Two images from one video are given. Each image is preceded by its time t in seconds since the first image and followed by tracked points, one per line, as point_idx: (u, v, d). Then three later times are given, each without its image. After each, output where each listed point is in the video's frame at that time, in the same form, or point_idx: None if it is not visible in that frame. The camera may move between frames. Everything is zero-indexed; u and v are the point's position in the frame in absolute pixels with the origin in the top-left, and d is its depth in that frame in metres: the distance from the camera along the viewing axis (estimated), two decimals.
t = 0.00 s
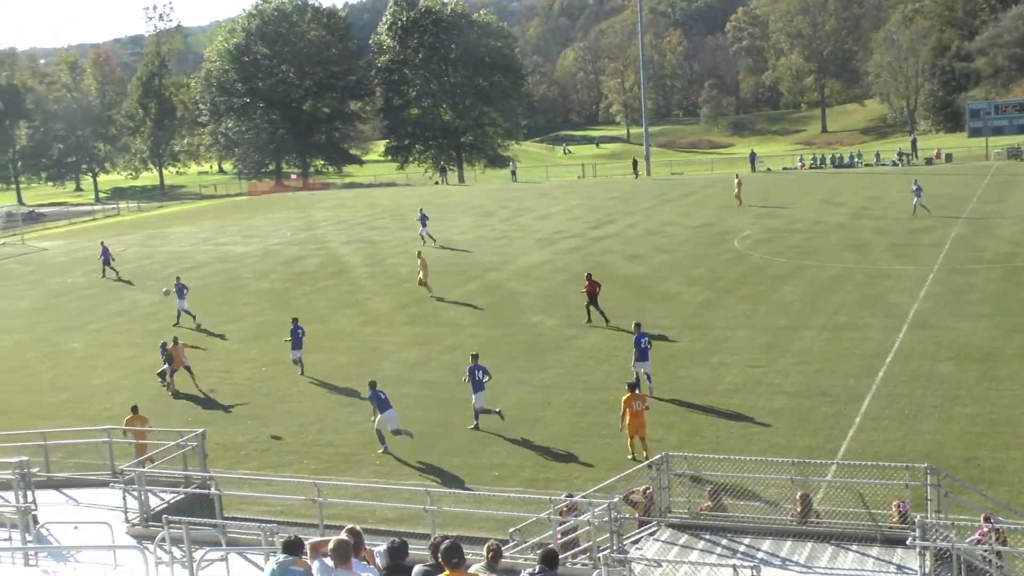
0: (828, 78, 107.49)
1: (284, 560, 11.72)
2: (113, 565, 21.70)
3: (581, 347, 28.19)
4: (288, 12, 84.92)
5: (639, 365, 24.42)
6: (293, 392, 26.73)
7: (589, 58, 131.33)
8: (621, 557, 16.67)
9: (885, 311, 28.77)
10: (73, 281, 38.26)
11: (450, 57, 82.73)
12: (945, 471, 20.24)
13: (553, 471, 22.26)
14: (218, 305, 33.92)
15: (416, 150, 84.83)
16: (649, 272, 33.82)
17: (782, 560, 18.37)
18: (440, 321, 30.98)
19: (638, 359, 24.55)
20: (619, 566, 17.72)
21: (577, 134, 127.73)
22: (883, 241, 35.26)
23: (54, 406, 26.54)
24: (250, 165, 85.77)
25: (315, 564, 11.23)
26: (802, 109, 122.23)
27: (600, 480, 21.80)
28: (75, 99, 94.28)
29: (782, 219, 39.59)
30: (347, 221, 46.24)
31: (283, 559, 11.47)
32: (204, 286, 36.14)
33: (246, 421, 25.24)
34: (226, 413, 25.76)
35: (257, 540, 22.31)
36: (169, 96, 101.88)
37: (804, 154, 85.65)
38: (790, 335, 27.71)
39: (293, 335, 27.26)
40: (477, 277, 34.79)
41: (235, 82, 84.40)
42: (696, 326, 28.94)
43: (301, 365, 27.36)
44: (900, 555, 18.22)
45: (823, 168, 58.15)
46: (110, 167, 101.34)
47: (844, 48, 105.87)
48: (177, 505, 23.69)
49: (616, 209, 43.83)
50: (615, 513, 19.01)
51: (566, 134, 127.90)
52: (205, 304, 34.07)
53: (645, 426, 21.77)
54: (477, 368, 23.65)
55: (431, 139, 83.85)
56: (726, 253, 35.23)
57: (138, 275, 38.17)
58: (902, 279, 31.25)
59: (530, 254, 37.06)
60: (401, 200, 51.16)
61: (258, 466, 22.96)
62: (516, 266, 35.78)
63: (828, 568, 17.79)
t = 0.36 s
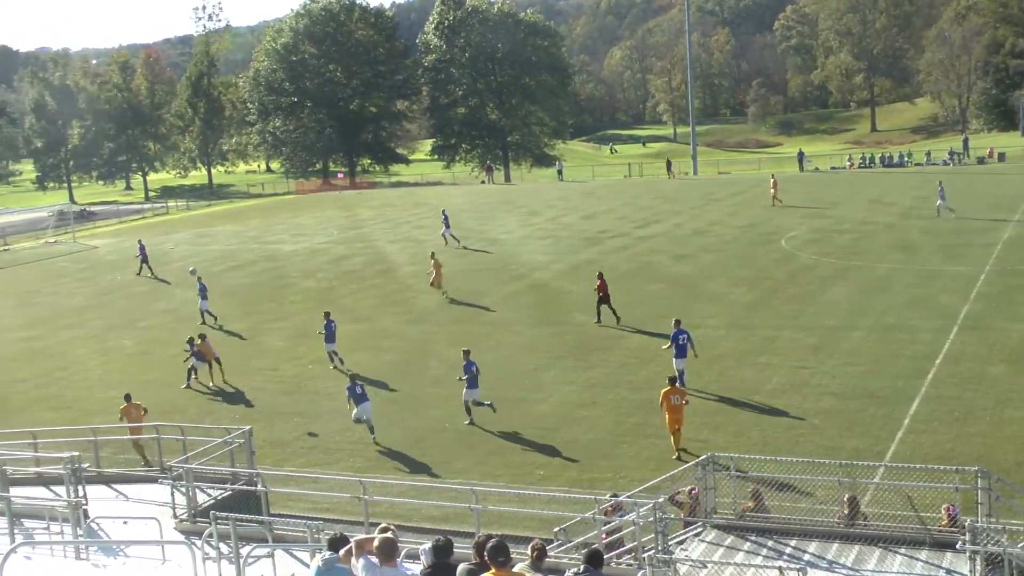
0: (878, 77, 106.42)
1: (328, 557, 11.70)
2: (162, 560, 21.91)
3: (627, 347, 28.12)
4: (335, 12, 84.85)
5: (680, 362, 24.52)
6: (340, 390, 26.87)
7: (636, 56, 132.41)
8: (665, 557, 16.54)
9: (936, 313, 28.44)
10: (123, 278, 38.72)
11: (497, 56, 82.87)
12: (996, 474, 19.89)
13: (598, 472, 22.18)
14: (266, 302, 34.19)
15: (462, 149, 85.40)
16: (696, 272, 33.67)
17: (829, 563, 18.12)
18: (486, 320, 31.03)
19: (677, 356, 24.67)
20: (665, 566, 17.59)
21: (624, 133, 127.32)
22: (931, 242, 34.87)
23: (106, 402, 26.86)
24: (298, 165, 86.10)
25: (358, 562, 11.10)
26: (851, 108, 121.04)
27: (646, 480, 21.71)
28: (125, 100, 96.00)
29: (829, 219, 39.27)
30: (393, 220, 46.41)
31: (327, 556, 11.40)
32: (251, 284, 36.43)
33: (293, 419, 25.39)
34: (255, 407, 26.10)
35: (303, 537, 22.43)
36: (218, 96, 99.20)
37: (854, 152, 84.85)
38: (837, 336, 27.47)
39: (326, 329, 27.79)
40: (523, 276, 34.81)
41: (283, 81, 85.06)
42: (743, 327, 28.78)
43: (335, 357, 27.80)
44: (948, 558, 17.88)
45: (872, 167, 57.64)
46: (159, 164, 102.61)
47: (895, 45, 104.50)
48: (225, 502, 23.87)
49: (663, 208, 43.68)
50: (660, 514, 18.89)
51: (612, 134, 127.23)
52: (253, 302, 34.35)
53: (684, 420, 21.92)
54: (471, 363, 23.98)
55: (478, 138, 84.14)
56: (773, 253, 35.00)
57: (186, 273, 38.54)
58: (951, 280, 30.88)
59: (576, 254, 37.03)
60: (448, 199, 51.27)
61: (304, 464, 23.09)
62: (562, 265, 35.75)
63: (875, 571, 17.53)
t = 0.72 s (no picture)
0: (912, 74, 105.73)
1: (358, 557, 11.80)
2: (194, 559, 22.03)
3: (658, 346, 28.05)
4: (367, 11, 84.92)
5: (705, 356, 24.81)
6: (372, 388, 26.91)
7: (667, 55, 131.11)
8: (696, 557, 16.48)
9: (970, 312, 28.25)
10: (156, 276, 38.94)
11: (529, 54, 83.14)
12: None
13: (629, 470, 22.17)
14: (298, 301, 34.31)
15: (494, 149, 85.61)
16: (727, 271, 33.59)
17: (861, 563, 17.97)
18: (517, 318, 31.06)
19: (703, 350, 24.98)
20: (697, 566, 17.53)
21: (655, 131, 127.08)
22: (965, 242, 34.61)
23: (140, 399, 27.01)
24: (330, 163, 86.48)
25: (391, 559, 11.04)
26: (885, 107, 120.23)
27: (676, 479, 21.65)
28: (160, 99, 97.39)
29: (862, 218, 39.08)
30: (424, 219, 46.45)
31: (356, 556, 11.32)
32: (283, 283, 36.56)
33: (324, 417, 25.50)
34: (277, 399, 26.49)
35: (334, 535, 22.48)
36: (251, 95, 98.08)
37: (888, 150, 84.32)
38: (870, 335, 27.35)
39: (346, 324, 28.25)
40: (554, 275, 34.77)
41: (316, 80, 85.19)
42: (776, 326, 28.66)
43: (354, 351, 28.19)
44: (983, 560, 17.65)
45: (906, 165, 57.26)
46: (194, 164, 103.18)
47: (931, 43, 103.46)
48: (256, 500, 23.95)
49: (694, 207, 43.60)
50: (692, 513, 18.82)
51: (643, 133, 126.93)
52: (285, 300, 34.46)
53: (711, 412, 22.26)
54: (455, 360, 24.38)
55: (509, 137, 83.88)
56: (805, 252, 34.85)
57: (218, 272, 38.71)
58: (986, 279, 30.64)
59: (607, 253, 36.96)
60: (480, 198, 51.27)
61: (336, 462, 23.18)
62: (593, 265, 35.68)
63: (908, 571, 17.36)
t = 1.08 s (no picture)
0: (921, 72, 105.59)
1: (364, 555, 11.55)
2: (202, 557, 22.01)
3: (666, 345, 28.00)
4: (376, 9, 84.14)
5: (712, 349, 25.13)
6: (380, 387, 26.89)
7: (677, 54, 131.81)
8: (704, 555, 16.45)
9: (978, 311, 28.20)
10: (163, 275, 38.93)
11: (537, 53, 82.91)
12: None
13: (637, 469, 22.17)
14: (306, 299, 34.32)
15: (502, 147, 86.24)
16: (735, 270, 33.57)
17: (869, 562, 17.93)
18: (525, 317, 31.04)
19: (709, 343, 25.30)
20: (705, 565, 17.52)
21: (664, 130, 127.09)
22: (973, 241, 34.56)
23: (148, 398, 27.03)
24: (338, 162, 86.86)
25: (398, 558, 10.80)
26: (893, 105, 120.03)
27: (684, 478, 21.63)
28: (170, 97, 96.56)
29: (870, 217, 39.02)
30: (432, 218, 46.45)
31: (365, 554, 11.29)
32: (290, 282, 36.58)
33: (332, 416, 25.48)
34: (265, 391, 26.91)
35: (341, 534, 22.47)
36: (260, 94, 98.77)
37: (898, 150, 84.25)
38: (878, 335, 27.31)
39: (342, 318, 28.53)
40: (561, 273, 34.75)
41: (324, 79, 84.87)
42: (784, 325, 28.64)
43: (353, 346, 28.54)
44: (992, 560, 17.60)
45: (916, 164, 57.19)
46: (201, 162, 103.91)
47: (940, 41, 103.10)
48: (264, 498, 23.95)
49: (702, 206, 43.57)
50: (700, 512, 18.79)
51: (651, 132, 126.88)
52: (293, 299, 34.46)
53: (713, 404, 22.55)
54: (418, 353, 24.91)
55: (518, 135, 84.62)
56: (813, 251, 34.81)
57: (225, 271, 38.71)
58: (994, 279, 30.58)
59: (615, 252, 36.92)
60: (488, 197, 51.24)
61: (344, 461, 23.18)
62: (601, 264, 35.65)
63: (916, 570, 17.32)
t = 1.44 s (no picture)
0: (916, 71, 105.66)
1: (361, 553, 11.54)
2: (197, 556, 22.00)
3: (661, 344, 28.01)
4: (370, 8, 84.18)
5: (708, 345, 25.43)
6: (374, 386, 26.90)
7: (672, 52, 132.37)
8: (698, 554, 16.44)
9: (973, 310, 28.20)
10: (159, 274, 38.94)
11: (532, 51, 83.11)
12: None
13: (633, 467, 22.18)
14: (301, 298, 34.33)
15: (497, 146, 86.37)
16: (730, 268, 33.56)
17: (863, 561, 17.91)
18: (520, 316, 31.02)
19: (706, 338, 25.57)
20: (698, 564, 17.55)
21: (659, 129, 127.02)
22: (969, 239, 34.56)
23: (142, 397, 27.03)
24: (332, 161, 86.82)
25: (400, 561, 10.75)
26: (888, 104, 120.07)
27: (679, 477, 21.63)
28: (165, 96, 96.40)
29: (865, 216, 39.03)
30: (427, 216, 46.48)
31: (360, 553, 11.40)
32: (286, 280, 36.62)
33: (327, 415, 25.46)
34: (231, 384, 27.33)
35: (337, 533, 22.49)
36: (254, 92, 99.16)
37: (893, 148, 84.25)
38: (873, 333, 27.32)
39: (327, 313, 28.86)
40: (557, 272, 34.76)
41: (319, 78, 84.71)
42: (779, 324, 28.64)
43: (337, 340, 28.92)
44: (987, 559, 17.58)
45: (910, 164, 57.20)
46: (196, 161, 103.78)
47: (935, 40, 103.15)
48: (259, 497, 23.95)
49: (697, 205, 43.55)
50: (694, 511, 18.77)
51: (646, 130, 126.81)
52: (287, 298, 34.47)
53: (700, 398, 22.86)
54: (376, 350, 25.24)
55: (512, 134, 85.05)
56: (808, 250, 34.81)
57: (220, 270, 38.74)
58: (989, 278, 30.58)
59: (610, 250, 36.91)
60: (483, 195, 51.25)
61: (339, 460, 23.19)
62: (596, 262, 35.63)
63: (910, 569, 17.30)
